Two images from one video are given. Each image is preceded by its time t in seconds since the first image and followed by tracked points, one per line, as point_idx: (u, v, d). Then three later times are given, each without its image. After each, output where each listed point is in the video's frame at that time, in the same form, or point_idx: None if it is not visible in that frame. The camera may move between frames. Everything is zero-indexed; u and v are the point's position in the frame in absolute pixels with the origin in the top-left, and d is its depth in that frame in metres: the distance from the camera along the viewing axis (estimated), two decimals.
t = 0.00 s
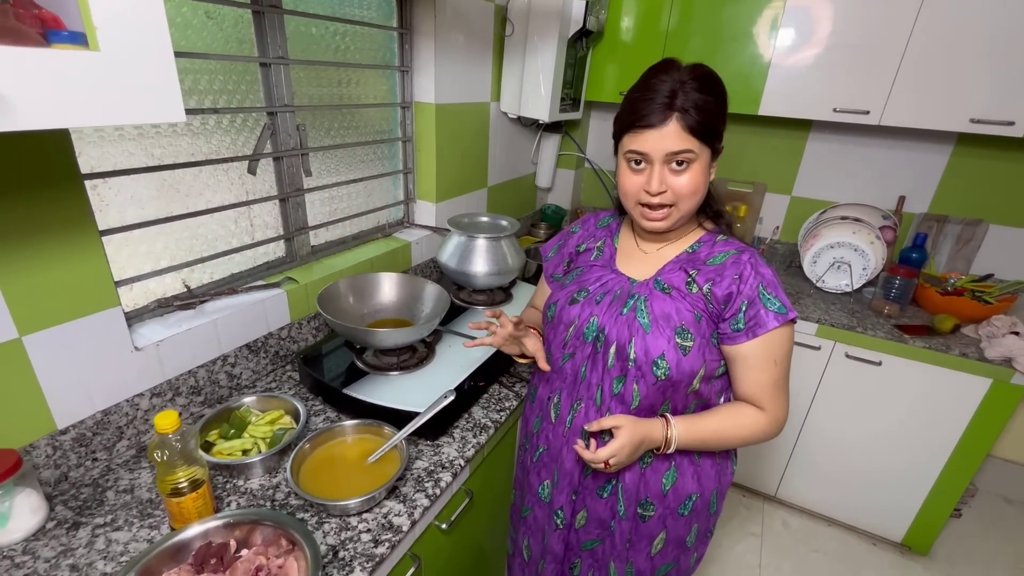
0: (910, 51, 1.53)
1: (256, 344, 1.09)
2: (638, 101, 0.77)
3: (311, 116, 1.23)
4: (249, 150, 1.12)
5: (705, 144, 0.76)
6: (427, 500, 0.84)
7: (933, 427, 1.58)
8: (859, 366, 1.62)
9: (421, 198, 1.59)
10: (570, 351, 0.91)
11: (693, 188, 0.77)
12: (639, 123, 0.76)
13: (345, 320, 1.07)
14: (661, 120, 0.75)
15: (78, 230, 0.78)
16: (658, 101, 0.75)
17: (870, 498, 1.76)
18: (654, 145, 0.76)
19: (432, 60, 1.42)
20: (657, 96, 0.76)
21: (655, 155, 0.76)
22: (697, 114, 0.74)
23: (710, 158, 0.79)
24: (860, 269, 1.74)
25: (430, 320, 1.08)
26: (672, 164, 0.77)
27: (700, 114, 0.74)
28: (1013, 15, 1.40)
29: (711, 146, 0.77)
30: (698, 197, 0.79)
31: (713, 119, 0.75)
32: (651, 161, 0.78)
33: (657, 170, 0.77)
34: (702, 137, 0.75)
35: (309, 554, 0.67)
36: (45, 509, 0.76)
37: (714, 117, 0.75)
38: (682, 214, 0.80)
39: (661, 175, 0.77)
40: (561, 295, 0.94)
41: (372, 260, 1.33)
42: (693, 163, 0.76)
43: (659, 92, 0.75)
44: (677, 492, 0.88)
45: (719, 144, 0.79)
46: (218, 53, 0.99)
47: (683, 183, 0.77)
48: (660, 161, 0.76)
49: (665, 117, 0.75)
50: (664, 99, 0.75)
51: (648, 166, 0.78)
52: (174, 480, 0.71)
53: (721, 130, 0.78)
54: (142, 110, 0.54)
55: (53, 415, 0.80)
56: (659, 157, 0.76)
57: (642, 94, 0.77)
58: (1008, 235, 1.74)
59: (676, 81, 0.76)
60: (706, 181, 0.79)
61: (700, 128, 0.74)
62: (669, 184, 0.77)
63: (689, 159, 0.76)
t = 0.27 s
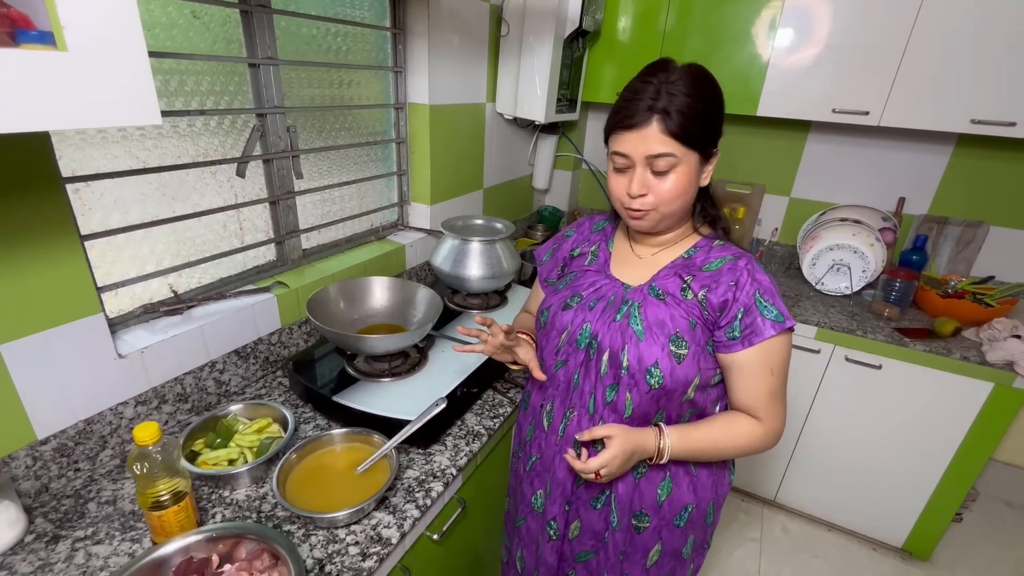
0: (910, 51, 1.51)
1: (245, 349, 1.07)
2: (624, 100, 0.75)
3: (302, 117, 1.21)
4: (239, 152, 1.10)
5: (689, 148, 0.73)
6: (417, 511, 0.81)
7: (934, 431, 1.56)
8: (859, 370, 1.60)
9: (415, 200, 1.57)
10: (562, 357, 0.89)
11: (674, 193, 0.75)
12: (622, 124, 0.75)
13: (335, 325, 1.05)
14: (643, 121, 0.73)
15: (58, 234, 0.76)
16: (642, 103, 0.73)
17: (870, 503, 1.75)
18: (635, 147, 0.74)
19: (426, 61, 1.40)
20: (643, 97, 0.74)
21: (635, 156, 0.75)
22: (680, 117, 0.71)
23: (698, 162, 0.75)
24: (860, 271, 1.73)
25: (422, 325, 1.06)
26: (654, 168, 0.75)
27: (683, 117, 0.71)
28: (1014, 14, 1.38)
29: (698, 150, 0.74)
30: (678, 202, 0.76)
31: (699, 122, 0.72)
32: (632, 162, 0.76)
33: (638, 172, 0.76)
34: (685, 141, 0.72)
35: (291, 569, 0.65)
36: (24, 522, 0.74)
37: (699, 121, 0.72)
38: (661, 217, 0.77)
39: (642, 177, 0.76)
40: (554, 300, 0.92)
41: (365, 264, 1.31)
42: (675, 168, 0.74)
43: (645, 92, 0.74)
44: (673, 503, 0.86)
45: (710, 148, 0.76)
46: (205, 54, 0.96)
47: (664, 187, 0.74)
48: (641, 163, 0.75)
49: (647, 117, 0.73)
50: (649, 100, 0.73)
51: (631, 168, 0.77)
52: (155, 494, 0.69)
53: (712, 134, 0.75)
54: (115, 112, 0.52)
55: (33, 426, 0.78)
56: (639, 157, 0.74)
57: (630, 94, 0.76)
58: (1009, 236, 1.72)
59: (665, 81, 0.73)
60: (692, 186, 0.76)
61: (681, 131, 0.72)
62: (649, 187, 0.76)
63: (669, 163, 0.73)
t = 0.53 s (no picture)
0: (903, 53, 1.50)
1: (231, 356, 1.06)
2: (595, 102, 0.75)
3: (290, 120, 1.20)
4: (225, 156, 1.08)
5: (647, 156, 0.71)
6: (402, 521, 0.80)
7: (929, 436, 1.55)
8: (854, 374, 1.59)
9: (407, 204, 1.56)
10: (548, 363, 0.88)
11: (630, 201, 0.73)
12: (589, 126, 0.75)
13: (321, 332, 1.04)
14: (605, 125, 0.73)
15: (37, 240, 0.75)
16: (608, 107, 0.73)
17: (865, 508, 1.74)
18: (596, 151, 0.74)
19: (416, 63, 1.39)
20: (612, 100, 0.73)
21: (596, 160, 0.75)
22: (638, 124, 0.69)
23: (662, 172, 0.73)
24: (854, 275, 1.72)
25: (410, 330, 1.05)
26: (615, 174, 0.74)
27: (639, 124, 0.69)
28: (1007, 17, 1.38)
29: (659, 160, 0.71)
30: (636, 210, 0.74)
31: (659, 132, 0.69)
32: (595, 165, 0.76)
33: (598, 177, 0.75)
34: (642, 149, 0.70)
35: None
36: None
37: (658, 130, 0.69)
38: (621, 222, 0.76)
39: (601, 182, 0.75)
40: (541, 304, 0.92)
41: (355, 268, 1.30)
42: (631, 176, 0.72)
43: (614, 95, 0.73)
44: (659, 514, 0.85)
45: (677, 159, 0.73)
46: (190, 57, 0.95)
47: (621, 194, 0.73)
48: (602, 168, 0.74)
49: (608, 121, 0.72)
50: (615, 104, 0.72)
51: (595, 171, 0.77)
52: (131, 506, 0.67)
53: (680, 144, 0.71)
54: (84, 116, 0.51)
55: (10, 435, 0.76)
56: (599, 161, 0.74)
57: (603, 97, 0.75)
58: (1003, 240, 1.71)
59: (635, 85, 0.72)
60: (655, 196, 0.74)
61: (637, 139, 0.70)
62: (606, 192, 0.75)
63: (626, 169, 0.72)
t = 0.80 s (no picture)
0: (896, 54, 1.49)
1: (214, 359, 1.04)
2: (574, 100, 0.74)
3: (276, 121, 1.19)
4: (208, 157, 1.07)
5: (624, 157, 0.70)
6: (383, 528, 0.79)
7: (923, 439, 1.54)
8: (848, 377, 1.58)
9: (397, 206, 1.55)
10: (527, 366, 0.87)
11: (607, 202, 0.73)
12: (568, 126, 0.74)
13: (305, 335, 1.03)
14: (582, 124, 0.72)
15: (10, 242, 0.73)
16: (585, 106, 0.72)
17: (860, 512, 1.72)
18: (574, 151, 0.73)
19: (405, 64, 1.38)
20: (590, 99, 0.72)
21: (573, 159, 0.74)
22: (614, 125, 0.68)
23: (639, 174, 0.71)
24: (848, 277, 1.70)
25: (395, 333, 1.04)
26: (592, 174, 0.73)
27: (616, 124, 0.68)
28: (1000, 17, 1.37)
29: (637, 161, 0.70)
30: (614, 212, 0.73)
31: (636, 132, 0.68)
32: (573, 165, 0.75)
33: (576, 177, 0.74)
34: (618, 150, 0.69)
35: None
36: None
37: (635, 131, 0.68)
38: (599, 223, 0.76)
39: (579, 182, 0.74)
40: (525, 306, 0.92)
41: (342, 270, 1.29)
42: (608, 177, 0.71)
43: (593, 94, 0.72)
44: (639, 523, 0.84)
45: (656, 160, 0.71)
46: (171, 57, 0.94)
47: (598, 195, 0.72)
48: (579, 168, 0.73)
49: (585, 120, 0.71)
50: (593, 103, 0.71)
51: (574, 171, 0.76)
52: (103, 514, 0.66)
53: (658, 146, 0.70)
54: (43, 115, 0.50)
55: None
56: (577, 161, 0.73)
57: (583, 95, 0.74)
58: (999, 241, 1.70)
59: (614, 84, 0.71)
60: (633, 197, 0.73)
61: (612, 139, 0.68)
62: (584, 193, 0.74)
63: (602, 170, 0.71)
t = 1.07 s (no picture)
0: (893, 52, 1.47)
1: (198, 361, 1.03)
2: (560, 94, 0.72)
3: (262, 120, 1.17)
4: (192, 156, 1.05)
5: (611, 151, 0.68)
6: (364, 535, 0.76)
7: (922, 443, 1.51)
8: (845, 379, 1.56)
9: (388, 206, 1.53)
10: (510, 367, 0.85)
11: (594, 199, 0.70)
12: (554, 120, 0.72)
13: (288, 337, 1.02)
14: (569, 117, 0.70)
15: None
16: (572, 99, 0.70)
17: (858, 516, 1.70)
18: (560, 145, 0.71)
19: (396, 63, 1.36)
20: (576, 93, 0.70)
21: (559, 155, 0.72)
22: (602, 118, 0.66)
23: (627, 169, 0.70)
24: (846, 278, 1.68)
25: (381, 335, 1.02)
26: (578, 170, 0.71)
27: (604, 117, 0.66)
28: (997, 14, 1.35)
29: (624, 156, 0.68)
30: (601, 209, 0.71)
31: (623, 126, 0.66)
32: (560, 161, 0.73)
33: (563, 173, 0.72)
34: (606, 144, 0.67)
35: None
36: None
37: (624, 124, 0.66)
38: (586, 220, 0.73)
39: (566, 178, 0.72)
40: (510, 306, 0.90)
41: (330, 271, 1.27)
42: (596, 172, 0.69)
43: (578, 87, 0.70)
44: (622, 530, 0.82)
45: (643, 156, 0.69)
46: (152, 53, 0.92)
47: (585, 191, 0.70)
48: (566, 163, 0.71)
49: (571, 114, 0.69)
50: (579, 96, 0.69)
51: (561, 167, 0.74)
52: (71, 520, 0.64)
53: (645, 141, 0.68)
54: None
55: None
56: (562, 156, 0.71)
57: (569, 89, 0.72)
58: (997, 242, 1.68)
59: (600, 77, 0.69)
60: (620, 194, 0.71)
61: (601, 132, 0.67)
62: (571, 189, 0.72)
63: (589, 165, 0.69)
